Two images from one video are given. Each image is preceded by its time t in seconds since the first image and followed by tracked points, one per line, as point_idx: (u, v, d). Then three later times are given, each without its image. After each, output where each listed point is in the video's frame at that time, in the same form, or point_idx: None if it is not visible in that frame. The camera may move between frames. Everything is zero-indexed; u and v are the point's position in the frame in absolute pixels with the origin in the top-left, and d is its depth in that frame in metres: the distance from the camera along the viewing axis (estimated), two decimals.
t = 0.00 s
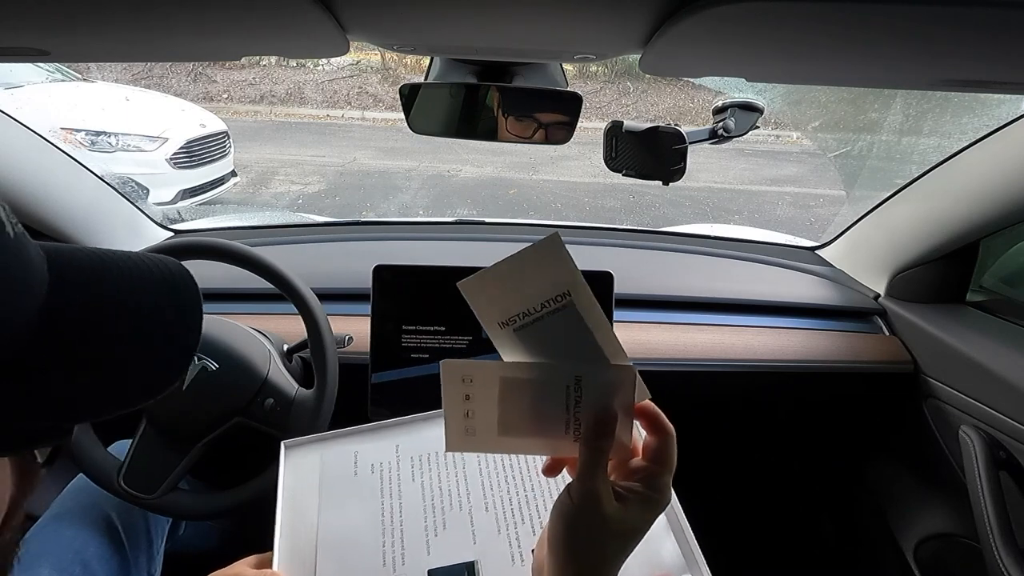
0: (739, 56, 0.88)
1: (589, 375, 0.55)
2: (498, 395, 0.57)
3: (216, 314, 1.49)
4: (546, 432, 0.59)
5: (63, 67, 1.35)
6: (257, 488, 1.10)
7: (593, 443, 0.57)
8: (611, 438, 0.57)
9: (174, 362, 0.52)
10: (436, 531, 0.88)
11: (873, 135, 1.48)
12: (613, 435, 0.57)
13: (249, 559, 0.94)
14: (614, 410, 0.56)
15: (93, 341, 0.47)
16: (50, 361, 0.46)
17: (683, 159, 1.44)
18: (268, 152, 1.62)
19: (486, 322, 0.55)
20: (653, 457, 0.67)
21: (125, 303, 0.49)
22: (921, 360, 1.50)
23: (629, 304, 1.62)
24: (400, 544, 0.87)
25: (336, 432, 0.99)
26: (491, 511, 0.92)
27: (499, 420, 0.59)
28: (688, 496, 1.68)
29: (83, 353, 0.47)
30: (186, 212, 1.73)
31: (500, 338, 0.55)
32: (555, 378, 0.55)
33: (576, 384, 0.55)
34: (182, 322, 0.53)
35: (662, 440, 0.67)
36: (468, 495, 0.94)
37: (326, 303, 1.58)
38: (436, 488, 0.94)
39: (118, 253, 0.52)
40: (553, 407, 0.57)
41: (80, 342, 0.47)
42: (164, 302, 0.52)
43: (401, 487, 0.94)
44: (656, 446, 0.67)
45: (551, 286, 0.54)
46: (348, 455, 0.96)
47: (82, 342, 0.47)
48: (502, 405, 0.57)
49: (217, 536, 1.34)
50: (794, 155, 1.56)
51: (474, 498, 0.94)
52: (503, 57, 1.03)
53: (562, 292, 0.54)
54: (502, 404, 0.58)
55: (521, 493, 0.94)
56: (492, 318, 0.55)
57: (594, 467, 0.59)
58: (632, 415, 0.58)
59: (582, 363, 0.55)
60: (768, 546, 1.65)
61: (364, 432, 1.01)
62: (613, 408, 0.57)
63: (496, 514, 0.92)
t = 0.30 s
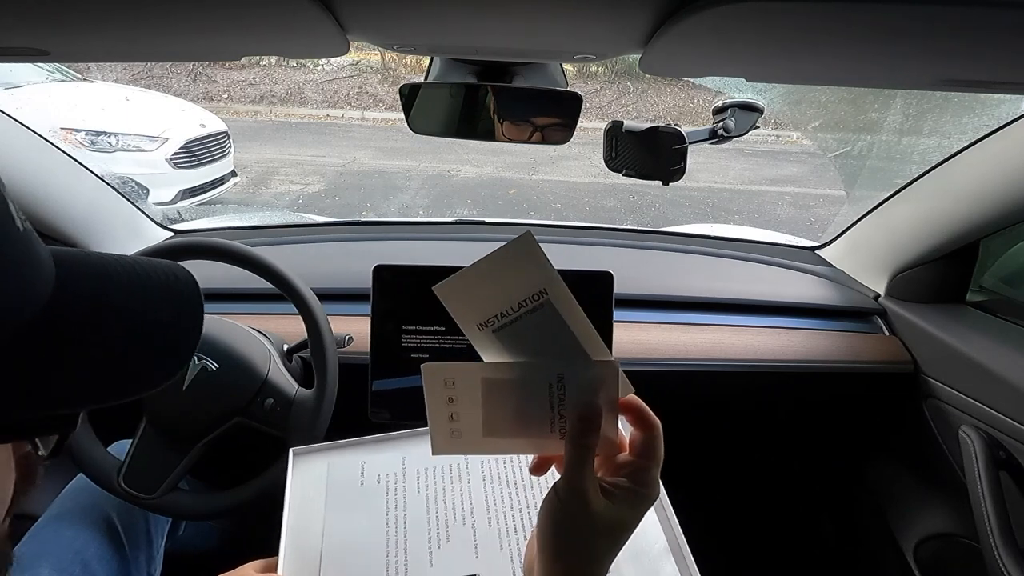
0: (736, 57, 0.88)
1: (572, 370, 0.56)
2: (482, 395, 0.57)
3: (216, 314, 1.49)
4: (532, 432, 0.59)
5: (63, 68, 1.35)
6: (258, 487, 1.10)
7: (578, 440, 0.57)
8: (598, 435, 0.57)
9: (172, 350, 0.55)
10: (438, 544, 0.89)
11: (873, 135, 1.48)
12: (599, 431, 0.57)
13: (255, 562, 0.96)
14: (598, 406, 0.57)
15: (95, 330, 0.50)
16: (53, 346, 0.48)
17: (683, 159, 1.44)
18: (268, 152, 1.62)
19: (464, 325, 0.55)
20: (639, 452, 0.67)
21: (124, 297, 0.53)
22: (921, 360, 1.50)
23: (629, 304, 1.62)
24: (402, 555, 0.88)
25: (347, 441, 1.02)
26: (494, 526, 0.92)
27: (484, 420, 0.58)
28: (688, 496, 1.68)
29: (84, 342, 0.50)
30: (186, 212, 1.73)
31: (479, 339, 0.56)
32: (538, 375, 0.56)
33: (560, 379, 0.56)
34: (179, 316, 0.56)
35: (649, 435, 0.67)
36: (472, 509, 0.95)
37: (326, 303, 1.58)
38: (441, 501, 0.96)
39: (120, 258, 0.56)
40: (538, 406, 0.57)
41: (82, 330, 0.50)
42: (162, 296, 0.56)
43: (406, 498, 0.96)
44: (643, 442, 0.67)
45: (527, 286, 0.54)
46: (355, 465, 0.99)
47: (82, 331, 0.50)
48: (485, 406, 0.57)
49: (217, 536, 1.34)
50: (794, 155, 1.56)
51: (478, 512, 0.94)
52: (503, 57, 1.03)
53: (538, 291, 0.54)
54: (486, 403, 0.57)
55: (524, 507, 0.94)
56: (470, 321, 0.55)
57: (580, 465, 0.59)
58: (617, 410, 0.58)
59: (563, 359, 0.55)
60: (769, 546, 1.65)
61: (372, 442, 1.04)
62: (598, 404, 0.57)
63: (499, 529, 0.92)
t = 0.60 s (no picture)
0: (735, 57, 0.88)
1: (574, 372, 0.56)
2: (485, 395, 0.57)
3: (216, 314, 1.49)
4: (534, 433, 0.59)
5: (64, 67, 1.35)
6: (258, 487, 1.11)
7: (580, 440, 0.58)
8: (599, 436, 0.58)
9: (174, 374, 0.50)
10: (441, 553, 0.90)
11: (873, 135, 1.48)
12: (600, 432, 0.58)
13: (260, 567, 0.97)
14: (600, 407, 0.57)
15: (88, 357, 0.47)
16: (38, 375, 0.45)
17: (683, 159, 1.44)
18: (268, 152, 1.62)
19: (468, 325, 0.55)
20: (640, 453, 0.67)
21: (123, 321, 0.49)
22: (921, 360, 1.50)
23: (629, 304, 1.62)
24: (405, 566, 0.88)
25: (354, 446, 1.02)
26: (497, 537, 0.93)
27: (487, 420, 0.58)
28: (688, 495, 1.68)
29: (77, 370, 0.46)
30: (186, 212, 1.73)
31: (482, 340, 0.56)
32: (540, 376, 0.56)
33: (562, 381, 0.56)
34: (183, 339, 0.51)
35: (649, 436, 0.67)
36: (475, 520, 0.95)
37: (326, 303, 1.58)
38: (442, 509, 0.97)
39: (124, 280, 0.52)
40: (541, 408, 0.57)
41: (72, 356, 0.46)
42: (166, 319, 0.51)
43: (409, 505, 0.96)
44: (644, 442, 0.67)
45: (531, 287, 0.54)
46: (359, 470, 0.99)
47: (82, 357, 0.47)
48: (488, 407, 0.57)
49: (218, 536, 1.34)
50: (794, 155, 1.56)
51: (481, 522, 0.95)
52: (503, 57, 1.03)
53: (542, 292, 0.55)
54: (489, 403, 0.57)
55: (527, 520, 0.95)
56: (474, 320, 0.55)
57: (582, 465, 0.59)
58: (618, 411, 0.58)
59: (566, 361, 0.56)
60: (769, 547, 1.65)
61: (376, 448, 1.04)
62: (599, 405, 0.57)
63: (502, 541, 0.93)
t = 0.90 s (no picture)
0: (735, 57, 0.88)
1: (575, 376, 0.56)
2: (491, 402, 0.57)
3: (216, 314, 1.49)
4: (538, 437, 0.60)
5: (63, 67, 1.35)
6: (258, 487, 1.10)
7: (578, 439, 0.59)
8: (596, 435, 0.59)
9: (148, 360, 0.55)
10: (444, 559, 0.90)
11: (873, 135, 1.48)
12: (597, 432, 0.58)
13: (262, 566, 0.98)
14: (597, 409, 0.58)
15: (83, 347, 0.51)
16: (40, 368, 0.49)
17: (683, 159, 1.44)
18: (268, 152, 1.62)
19: (473, 331, 0.54)
20: (636, 455, 0.68)
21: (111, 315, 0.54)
22: (921, 360, 1.50)
23: (629, 304, 1.62)
24: (407, 571, 0.88)
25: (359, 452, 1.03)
26: (499, 543, 0.93)
27: (493, 425, 0.59)
28: (688, 495, 1.68)
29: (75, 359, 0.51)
30: (186, 212, 1.73)
31: (488, 348, 0.55)
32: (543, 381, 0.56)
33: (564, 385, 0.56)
34: (168, 327, 0.57)
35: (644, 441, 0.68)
36: (479, 526, 0.95)
37: (326, 303, 1.58)
38: (447, 516, 0.96)
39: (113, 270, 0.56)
40: (543, 411, 0.58)
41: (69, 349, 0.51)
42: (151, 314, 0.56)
43: (412, 512, 0.96)
44: (640, 446, 0.68)
45: (535, 294, 0.54)
46: (363, 476, 1.00)
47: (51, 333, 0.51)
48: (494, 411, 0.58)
49: (218, 535, 1.34)
50: (794, 155, 1.56)
51: (482, 525, 0.95)
52: (503, 57, 1.03)
53: (543, 300, 0.54)
54: (495, 409, 0.57)
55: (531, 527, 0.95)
56: (478, 329, 0.54)
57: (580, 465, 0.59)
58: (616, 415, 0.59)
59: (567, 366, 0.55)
60: (770, 546, 1.65)
61: (381, 454, 1.05)
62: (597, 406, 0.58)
63: (505, 546, 0.92)
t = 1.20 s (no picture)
0: (735, 57, 0.88)
1: (573, 368, 0.56)
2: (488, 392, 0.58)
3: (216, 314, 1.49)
4: (536, 431, 0.59)
5: (64, 67, 1.35)
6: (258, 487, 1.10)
7: (582, 440, 0.57)
8: (599, 435, 0.57)
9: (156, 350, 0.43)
10: None
11: (873, 135, 1.48)
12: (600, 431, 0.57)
13: None
14: (600, 407, 0.56)
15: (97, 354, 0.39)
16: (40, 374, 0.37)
17: (683, 159, 1.44)
18: (268, 152, 1.62)
19: (467, 327, 0.55)
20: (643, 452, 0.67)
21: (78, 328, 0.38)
22: (921, 360, 1.50)
23: (629, 304, 1.62)
24: None
25: (368, 464, 1.04)
26: (499, 564, 0.92)
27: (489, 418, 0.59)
28: (688, 494, 1.68)
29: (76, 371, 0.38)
30: (186, 212, 1.73)
31: (484, 342, 0.56)
32: (541, 373, 0.56)
33: (562, 377, 0.56)
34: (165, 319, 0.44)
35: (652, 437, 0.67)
36: (481, 544, 0.94)
37: (326, 303, 1.58)
38: (450, 531, 0.96)
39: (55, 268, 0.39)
40: (543, 405, 0.58)
41: (73, 356, 0.38)
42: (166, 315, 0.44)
43: (416, 527, 0.96)
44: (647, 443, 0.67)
45: (529, 286, 0.54)
46: (367, 490, 1.00)
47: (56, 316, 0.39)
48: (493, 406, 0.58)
49: (218, 535, 1.34)
50: (794, 155, 1.56)
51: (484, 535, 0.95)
52: (503, 57, 1.03)
53: (537, 292, 0.54)
54: (491, 399, 0.58)
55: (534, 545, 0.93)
56: (473, 323, 0.55)
57: (583, 464, 0.59)
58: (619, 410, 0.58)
59: (565, 357, 0.56)
60: (770, 547, 1.65)
61: (387, 467, 1.05)
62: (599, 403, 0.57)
63: (505, 568, 0.91)
